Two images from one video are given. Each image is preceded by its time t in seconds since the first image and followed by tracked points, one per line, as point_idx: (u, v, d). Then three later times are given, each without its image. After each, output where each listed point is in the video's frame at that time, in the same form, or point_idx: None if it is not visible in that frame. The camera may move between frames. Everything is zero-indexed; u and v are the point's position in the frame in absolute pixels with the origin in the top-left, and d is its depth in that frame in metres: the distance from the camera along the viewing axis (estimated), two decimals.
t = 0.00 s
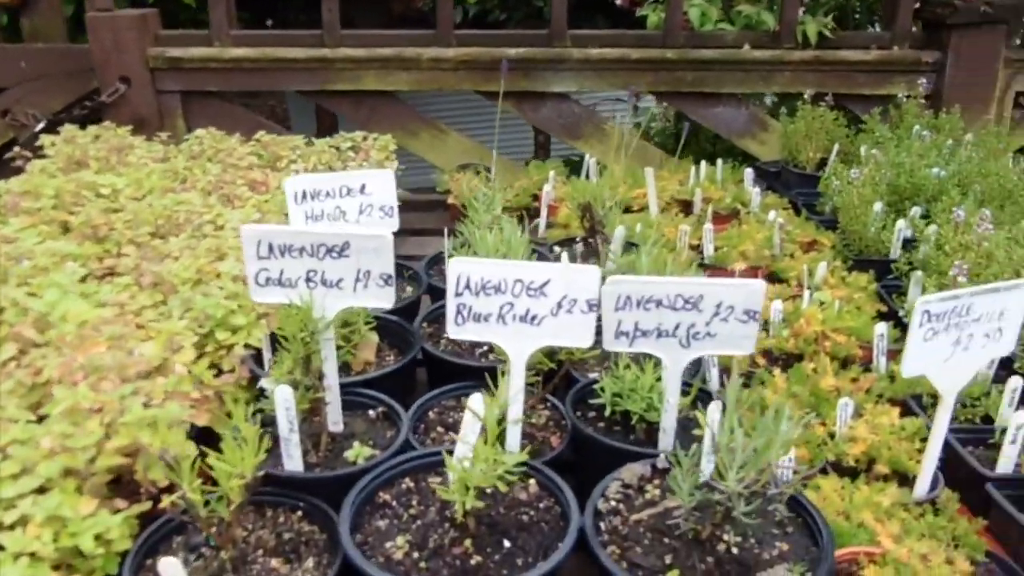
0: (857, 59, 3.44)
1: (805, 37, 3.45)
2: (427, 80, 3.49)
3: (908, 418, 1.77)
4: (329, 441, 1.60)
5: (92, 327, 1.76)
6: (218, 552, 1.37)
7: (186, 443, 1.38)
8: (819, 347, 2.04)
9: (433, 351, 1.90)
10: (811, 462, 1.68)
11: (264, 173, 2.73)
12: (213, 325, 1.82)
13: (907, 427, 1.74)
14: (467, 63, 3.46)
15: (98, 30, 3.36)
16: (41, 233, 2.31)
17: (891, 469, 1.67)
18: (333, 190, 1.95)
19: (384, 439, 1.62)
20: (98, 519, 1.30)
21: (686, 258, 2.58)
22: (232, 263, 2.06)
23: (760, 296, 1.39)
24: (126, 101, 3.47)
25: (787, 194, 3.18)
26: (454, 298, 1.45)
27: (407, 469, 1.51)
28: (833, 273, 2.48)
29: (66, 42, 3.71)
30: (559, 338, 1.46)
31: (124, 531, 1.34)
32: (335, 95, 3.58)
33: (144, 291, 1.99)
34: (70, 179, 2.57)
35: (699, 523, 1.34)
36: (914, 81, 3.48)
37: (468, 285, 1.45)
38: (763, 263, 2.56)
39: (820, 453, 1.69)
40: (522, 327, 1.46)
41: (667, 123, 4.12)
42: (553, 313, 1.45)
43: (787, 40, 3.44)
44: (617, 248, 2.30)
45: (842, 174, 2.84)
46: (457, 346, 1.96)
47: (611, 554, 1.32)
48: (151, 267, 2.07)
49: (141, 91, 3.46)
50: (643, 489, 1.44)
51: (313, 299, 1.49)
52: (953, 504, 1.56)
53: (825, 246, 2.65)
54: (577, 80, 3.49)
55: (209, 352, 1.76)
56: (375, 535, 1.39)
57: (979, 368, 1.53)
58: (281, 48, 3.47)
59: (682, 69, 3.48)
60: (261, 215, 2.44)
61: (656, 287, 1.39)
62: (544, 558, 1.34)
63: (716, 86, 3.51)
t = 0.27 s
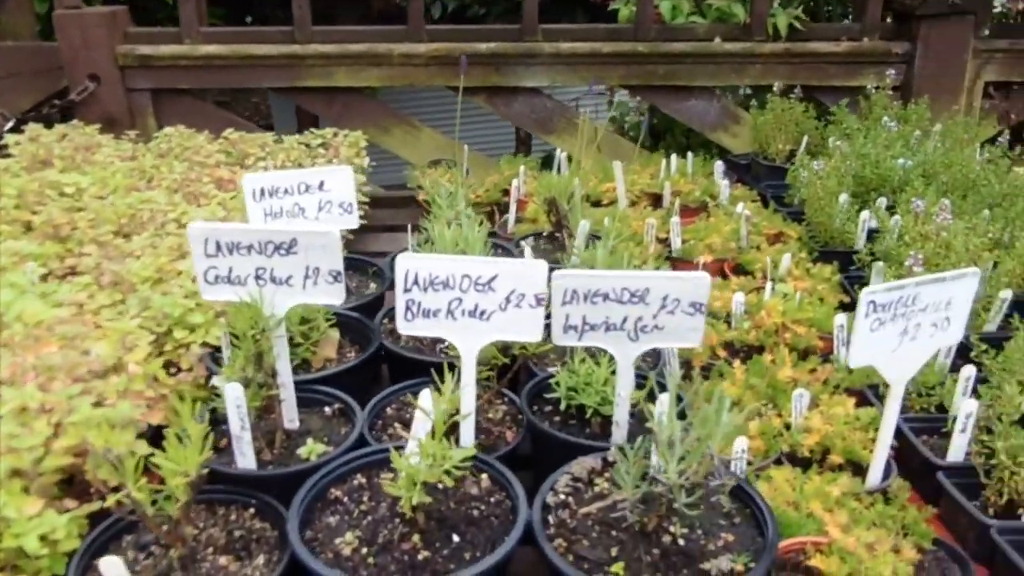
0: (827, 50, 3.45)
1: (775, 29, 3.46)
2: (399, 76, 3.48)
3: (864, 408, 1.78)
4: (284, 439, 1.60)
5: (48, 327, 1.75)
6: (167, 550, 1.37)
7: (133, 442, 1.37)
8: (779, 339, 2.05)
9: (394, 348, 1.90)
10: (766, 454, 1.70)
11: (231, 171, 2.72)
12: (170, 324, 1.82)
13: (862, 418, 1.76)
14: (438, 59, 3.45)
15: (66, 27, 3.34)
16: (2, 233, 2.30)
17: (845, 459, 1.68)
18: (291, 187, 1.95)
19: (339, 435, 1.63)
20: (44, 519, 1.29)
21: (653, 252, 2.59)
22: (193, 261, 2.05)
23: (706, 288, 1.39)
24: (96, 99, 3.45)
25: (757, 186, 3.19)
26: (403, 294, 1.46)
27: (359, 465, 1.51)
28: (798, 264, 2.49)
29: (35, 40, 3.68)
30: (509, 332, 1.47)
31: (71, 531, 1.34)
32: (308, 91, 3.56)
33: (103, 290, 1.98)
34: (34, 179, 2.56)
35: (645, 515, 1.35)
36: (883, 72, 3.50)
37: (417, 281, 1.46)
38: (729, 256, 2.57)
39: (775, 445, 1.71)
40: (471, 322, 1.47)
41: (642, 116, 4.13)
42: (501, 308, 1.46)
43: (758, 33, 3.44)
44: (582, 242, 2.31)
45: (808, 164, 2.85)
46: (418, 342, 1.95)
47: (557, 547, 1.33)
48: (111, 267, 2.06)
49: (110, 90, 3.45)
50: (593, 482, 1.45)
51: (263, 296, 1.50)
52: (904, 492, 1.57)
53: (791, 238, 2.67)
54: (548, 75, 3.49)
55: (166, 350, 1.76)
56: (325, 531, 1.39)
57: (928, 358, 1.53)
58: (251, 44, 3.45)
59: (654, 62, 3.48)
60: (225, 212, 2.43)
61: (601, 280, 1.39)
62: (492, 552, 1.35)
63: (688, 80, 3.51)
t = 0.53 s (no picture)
0: (793, 45, 3.47)
1: (742, 25, 3.47)
2: (367, 77, 3.48)
3: (811, 402, 1.80)
4: (233, 440, 1.61)
5: None
6: (110, 553, 1.38)
7: (75, 447, 1.38)
8: (732, 334, 2.07)
9: (349, 349, 1.91)
10: (712, 448, 1.72)
11: (195, 174, 2.73)
12: (123, 328, 1.83)
13: (809, 411, 1.78)
14: (406, 59, 3.46)
15: (32, 31, 3.34)
16: None
17: (791, 452, 1.70)
18: (245, 191, 1.95)
19: (288, 437, 1.64)
20: None
21: (614, 250, 2.61)
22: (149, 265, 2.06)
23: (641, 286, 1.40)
24: (63, 103, 3.45)
25: (723, 182, 3.21)
26: (344, 296, 1.47)
27: (305, 466, 1.52)
28: (758, 259, 2.51)
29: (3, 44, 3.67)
30: (450, 332, 1.48)
31: (12, 535, 1.35)
32: (278, 93, 3.56)
33: (59, 295, 1.99)
34: None
35: (581, 511, 1.37)
36: (848, 67, 3.52)
37: (357, 283, 1.47)
38: (690, 252, 2.59)
39: (722, 439, 1.73)
40: (412, 323, 1.48)
41: (614, 112, 4.15)
42: (442, 308, 1.47)
43: (724, 29, 3.47)
44: (542, 241, 2.32)
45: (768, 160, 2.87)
46: (374, 343, 1.95)
47: (495, 544, 1.35)
48: (68, 271, 2.07)
49: (78, 93, 3.44)
50: (535, 479, 1.47)
51: (206, 300, 1.51)
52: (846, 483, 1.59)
53: (752, 233, 2.69)
54: (516, 74, 3.50)
55: (117, 354, 1.77)
56: (268, 531, 1.41)
57: (867, 350, 1.55)
58: (219, 47, 3.45)
59: (620, 60, 3.50)
60: (186, 216, 2.44)
61: (538, 280, 1.41)
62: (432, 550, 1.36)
63: (655, 77, 3.53)
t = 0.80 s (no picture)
0: (748, 48, 3.52)
1: (699, 27, 3.51)
2: (327, 78, 3.50)
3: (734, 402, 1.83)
4: (157, 440, 1.63)
5: None
6: (24, 551, 1.40)
7: None
8: (666, 335, 2.11)
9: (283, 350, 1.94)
10: (635, 448, 1.76)
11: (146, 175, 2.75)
12: (56, 329, 1.84)
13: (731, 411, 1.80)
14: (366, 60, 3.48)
15: None
16: None
17: (710, 451, 1.73)
18: (181, 194, 1.97)
19: (212, 436, 1.66)
20: None
21: (561, 251, 2.64)
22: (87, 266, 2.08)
23: (548, 290, 1.43)
24: (23, 103, 3.46)
25: (677, 184, 3.25)
26: (261, 299, 1.49)
27: (224, 465, 1.55)
28: (700, 260, 2.55)
29: None
30: (366, 333, 1.51)
31: None
32: (238, 94, 3.57)
33: None
34: None
35: (487, 509, 1.40)
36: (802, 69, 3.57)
37: (274, 286, 1.49)
38: (636, 253, 2.63)
39: (644, 439, 1.76)
40: (328, 325, 1.51)
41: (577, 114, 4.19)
42: (357, 310, 1.50)
43: (682, 31, 3.50)
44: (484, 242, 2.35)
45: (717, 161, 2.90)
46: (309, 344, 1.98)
47: (401, 542, 1.38)
48: (7, 272, 2.08)
49: (37, 93, 3.45)
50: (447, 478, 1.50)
51: (125, 302, 1.53)
52: (758, 483, 1.61)
53: (698, 234, 2.72)
54: (475, 75, 3.52)
55: (47, 354, 1.79)
56: (182, 529, 1.43)
57: (778, 352, 1.57)
58: (179, 47, 3.46)
59: (579, 61, 3.52)
60: (133, 217, 2.46)
61: (447, 282, 1.44)
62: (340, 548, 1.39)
63: (613, 79, 3.56)
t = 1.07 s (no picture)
0: (695, 52, 3.54)
1: (646, 31, 3.53)
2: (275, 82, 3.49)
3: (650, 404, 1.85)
4: (64, 447, 1.62)
5: None
6: None
7: None
8: (591, 339, 2.13)
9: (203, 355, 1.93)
10: (550, 450, 1.77)
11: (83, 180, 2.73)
12: None
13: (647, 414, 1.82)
14: (314, 64, 3.47)
15: None
16: None
17: (623, 454, 1.74)
18: (101, 199, 1.96)
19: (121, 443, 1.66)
20: None
21: (499, 255, 2.66)
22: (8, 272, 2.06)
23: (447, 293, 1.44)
24: None
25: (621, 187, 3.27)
26: (163, 304, 1.49)
27: (128, 472, 1.54)
28: (635, 263, 2.57)
29: None
30: (269, 338, 1.51)
31: None
32: (184, 99, 3.56)
33: None
34: None
35: (384, 514, 1.41)
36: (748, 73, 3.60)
37: (176, 291, 1.49)
38: (573, 257, 2.64)
39: (559, 442, 1.78)
40: (231, 330, 1.50)
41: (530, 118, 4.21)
42: (260, 315, 1.49)
43: (629, 34, 3.52)
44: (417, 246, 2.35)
45: (657, 164, 2.93)
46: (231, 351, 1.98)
47: (298, 546, 1.38)
48: None
49: None
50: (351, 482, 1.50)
51: (26, 308, 1.52)
52: (666, 484, 1.62)
53: (636, 238, 2.75)
54: (423, 79, 3.52)
55: None
56: (79, 536, 1.42)
57: (682, 354, 1.58)
58: (124, 51, 3.43)
59: (526, 66, 3.54)
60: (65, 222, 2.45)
61: (346, 286, 1.44)
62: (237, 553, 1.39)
63: (561, 82, 3.58)
